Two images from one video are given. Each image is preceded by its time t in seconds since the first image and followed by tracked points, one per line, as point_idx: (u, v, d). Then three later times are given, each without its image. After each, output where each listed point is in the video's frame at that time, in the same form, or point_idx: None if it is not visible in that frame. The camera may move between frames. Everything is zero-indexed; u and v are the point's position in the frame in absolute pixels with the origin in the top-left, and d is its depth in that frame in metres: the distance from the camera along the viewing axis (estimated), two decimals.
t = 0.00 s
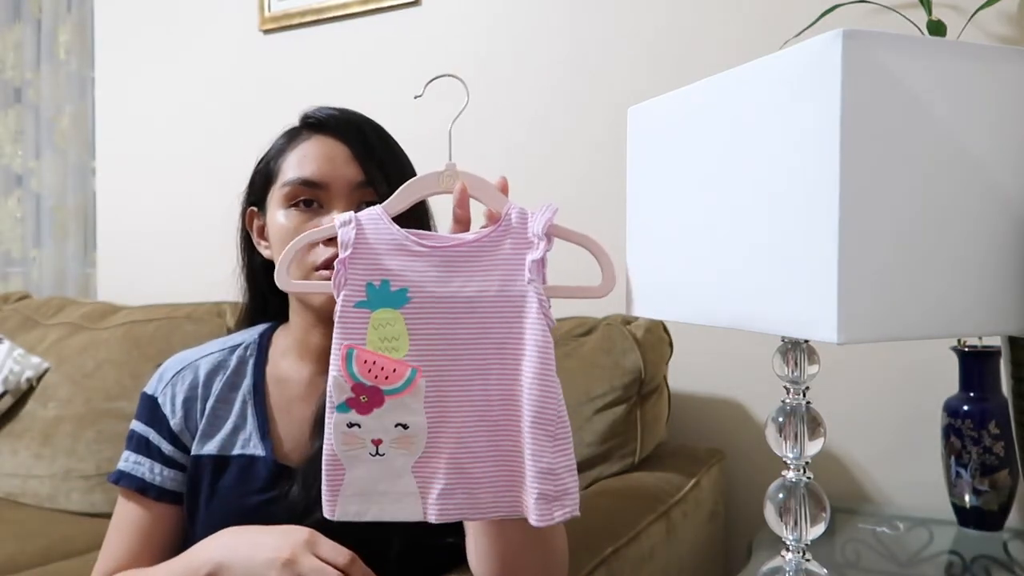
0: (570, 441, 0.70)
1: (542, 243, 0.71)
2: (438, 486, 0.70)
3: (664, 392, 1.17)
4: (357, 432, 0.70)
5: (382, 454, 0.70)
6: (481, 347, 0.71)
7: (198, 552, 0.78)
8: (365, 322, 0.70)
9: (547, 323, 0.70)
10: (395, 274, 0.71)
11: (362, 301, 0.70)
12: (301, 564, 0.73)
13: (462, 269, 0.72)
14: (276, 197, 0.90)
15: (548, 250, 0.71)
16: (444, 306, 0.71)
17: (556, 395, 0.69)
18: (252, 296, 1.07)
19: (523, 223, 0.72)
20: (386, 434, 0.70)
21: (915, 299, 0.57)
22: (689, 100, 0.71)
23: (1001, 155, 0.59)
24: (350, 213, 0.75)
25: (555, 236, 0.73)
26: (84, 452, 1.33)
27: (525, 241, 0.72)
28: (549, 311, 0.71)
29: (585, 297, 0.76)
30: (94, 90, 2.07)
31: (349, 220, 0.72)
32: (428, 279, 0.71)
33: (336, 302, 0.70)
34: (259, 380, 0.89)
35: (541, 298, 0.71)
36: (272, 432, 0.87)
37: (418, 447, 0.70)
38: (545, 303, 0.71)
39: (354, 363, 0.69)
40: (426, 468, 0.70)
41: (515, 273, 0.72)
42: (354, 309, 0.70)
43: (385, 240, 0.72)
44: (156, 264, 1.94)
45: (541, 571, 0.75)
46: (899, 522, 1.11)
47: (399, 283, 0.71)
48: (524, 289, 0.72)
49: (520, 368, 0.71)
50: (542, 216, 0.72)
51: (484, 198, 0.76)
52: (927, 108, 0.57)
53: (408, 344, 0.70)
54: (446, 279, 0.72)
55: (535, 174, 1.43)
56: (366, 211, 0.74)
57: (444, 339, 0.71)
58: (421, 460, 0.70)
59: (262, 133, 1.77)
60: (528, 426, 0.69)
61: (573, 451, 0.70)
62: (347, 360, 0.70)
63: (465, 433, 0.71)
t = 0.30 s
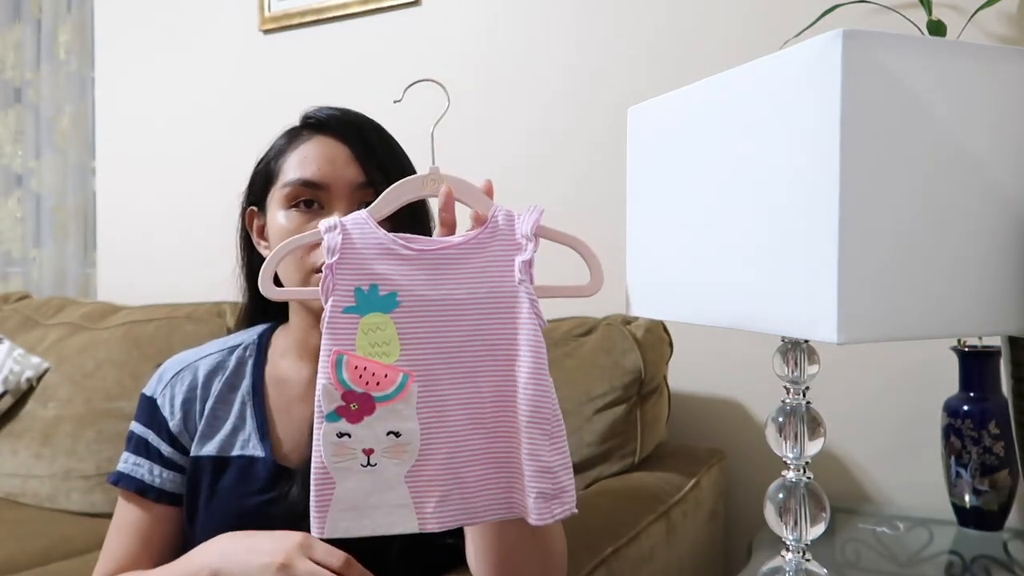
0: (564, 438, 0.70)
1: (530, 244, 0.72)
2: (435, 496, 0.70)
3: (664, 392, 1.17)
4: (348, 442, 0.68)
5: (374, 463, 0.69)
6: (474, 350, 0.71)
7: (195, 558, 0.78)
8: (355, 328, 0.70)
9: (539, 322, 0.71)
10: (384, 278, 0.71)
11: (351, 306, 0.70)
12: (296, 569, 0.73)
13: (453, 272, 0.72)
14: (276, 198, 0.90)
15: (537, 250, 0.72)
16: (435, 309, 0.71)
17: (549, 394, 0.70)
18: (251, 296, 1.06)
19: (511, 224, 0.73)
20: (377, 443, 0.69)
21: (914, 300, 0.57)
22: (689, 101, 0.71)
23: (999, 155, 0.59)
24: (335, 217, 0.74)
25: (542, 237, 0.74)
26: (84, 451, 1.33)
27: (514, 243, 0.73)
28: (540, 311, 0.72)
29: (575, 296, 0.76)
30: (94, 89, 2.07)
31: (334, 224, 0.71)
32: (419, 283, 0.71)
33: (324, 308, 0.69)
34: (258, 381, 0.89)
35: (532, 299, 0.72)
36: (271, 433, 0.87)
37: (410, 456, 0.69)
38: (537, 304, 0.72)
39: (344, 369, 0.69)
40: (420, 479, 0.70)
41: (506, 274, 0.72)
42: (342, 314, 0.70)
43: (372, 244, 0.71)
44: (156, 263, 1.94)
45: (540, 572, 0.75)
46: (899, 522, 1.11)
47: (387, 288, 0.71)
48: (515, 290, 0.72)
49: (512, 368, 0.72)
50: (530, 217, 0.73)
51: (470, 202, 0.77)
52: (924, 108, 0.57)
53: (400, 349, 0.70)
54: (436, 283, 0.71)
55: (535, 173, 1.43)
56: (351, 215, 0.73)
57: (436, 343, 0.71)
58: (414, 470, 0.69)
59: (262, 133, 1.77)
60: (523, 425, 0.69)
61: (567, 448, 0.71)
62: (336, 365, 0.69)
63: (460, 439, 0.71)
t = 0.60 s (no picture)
0: (568, 439, 0.71)
1: (537, 244, 0.72)
2: (438, 494, 0.70)
3: (664, 392, 1.17)
4: (352, 440, 0.68)
5: (378, 461, 0.69)
6: (479, 350, 0.71)
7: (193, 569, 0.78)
8: (361, 326, 0.70)
9: (543, 322, 0.71)
10: (390, 277, 0.71)
11: (357, 305, 0.70)
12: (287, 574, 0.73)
13: (459, 271, 0.72)
14: (275, 199, 0.90)
15: (544, 251, 0.72)
16: (438, 308, 0.71)
17: (555, 395, 0.70)
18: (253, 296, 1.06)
19: (517, 223, 0.73)
20: (382, 441, 0.69)
21: (916, 299, 0.57)
22: (689, 101, 0.71)
23: (1000, 156, 0.59)
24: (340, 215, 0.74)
25: (549, 236, 0.73)
26: (84, 451, 1.33)
27: (520, 243, 0.73)
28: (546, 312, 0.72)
29: (581, 297, 0.76)
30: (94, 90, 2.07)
31: (340, 222, 0.71)
32: (425, 282, 0.71)
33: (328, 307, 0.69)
34: (258, 381, 0.89)
35: (538, 299, 0.72)
36: (271, 433, 0.87)
37: (415, 455, 0.69)
38: (542, 304, 0.72)
39: (350, 366, 0.68)
40: (424, 477, 0.70)
41: (512, 274, 0.72)
42: (348, 313, 0.70)
43: (378, 243, 0.71)
44: (156, 263, 1.94)
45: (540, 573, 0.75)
46: (899, 522, 1.11)
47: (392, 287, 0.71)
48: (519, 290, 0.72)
49: (516, 368, 0.72)
50: (536, 217, 0.73)
51: (476, 200, 0.77)
52: (926, 109, 0.57)
53: (404, 347, 0.70)
54: (442, 282, 0.71)
55: (535, 173, 1.43)
56: (357, 213, 0.73)
57: (441, 343, 0.71)
58: (418, 468, 0.70)
59: (262, 133, 1.77)
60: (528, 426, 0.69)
61: (570, 449, 0.71)
62: (341, 364, 0.68)
63: (465, 437, 0.71)
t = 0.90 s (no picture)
0: (577, 430, 0.71)
1: (550, 240, 0.73)
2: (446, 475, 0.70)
3: (664, 392, 1.17)
4: (364, 417, 0.70)
5: (388, 440, 0.70)
6: (491, 338, 0.72)
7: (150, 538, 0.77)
8: (379, 309, 0.72)
9: (555, 314, 0.72)
10: (410, 265, 0.73)
11: (377, 288, 0.72)
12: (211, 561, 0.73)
13: (475, 263, 0.74)
14: (277, 210, 0.91)
15: (558, 247, 0.73)
16: (454, 297, 0.73)
17: (564, 383, 0.70)
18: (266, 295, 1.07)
19: (533, 221, 0.75)
20: (392, 420, 0.70)
21: (917, 295, 0.57)
22: (689, 101, 0.71)
23: (1002, 156, 0.59)
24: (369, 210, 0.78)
25: (562, 235, 0.74)
26: (84, 451, 1.33)
27: (534, 238, 0.74)
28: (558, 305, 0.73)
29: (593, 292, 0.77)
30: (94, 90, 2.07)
31: (366, 214, 0.75)
32: (442, 272, 0.73)
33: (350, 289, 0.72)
34: (270, 373, 0.89)
35: (550, 292, 0.73)
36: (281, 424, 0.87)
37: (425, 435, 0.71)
38: (554, 297, 0.72)
39: (366, 346, 0.71)
40: (433, 458, 0.71)
41: (525, 267, 0.74)
42: (368, 295, 0.72)
43: (401, 234, 0.75)
44: (156, 263, 1.94)
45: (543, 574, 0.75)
46: (899, 522, 1.11)
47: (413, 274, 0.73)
48: (532, 282, 0.73)
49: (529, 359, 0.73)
50: (551, 217, 0.74)
51: (496, 200, 0.79)
52: (927, 109, 0.57)
53: (420, 332, 0.72)
54: (458, 273, 0.73)
55: (535, 173, 1.43)
56: (384, 208, 0.77)
57: (454, 330, 0.72)
58: (427, 450, 0.71)
59: (262, 133, 1.77)
60: (537, 413, 0.70)
61: (579, 441, 0.71)
62: (358, 343, 0.71)
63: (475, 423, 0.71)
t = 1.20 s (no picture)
0: (581, 423, 0.74)
1: (561, 241, 0.77)
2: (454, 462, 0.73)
3: (664, 392, 1.17)
4: (383, 404, 0.75)
5: (405, 425, 0.75)
6: (501, 332, 0.76)
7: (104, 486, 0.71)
8: (397, 303, 0.77)
9: (564, 311, 0.74)
10: (427, 261, 0.78)
11: (395, 283, 0.77)
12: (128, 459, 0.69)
13: (488, 262, 0.78)
14: (290, 203, 0.92)
15: (568, 249, 0.76)
16: (467, 291, 0.77)
17: (570, 377, 0.73)
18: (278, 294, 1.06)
19: (545, 224, 0.79)
20: (409, 407, 0.75)
21: (918, 295, 0.57)
22: (690, 100, 0.71)
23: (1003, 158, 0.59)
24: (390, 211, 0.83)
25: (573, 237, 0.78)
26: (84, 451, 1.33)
27: (545, 239, 0.78)
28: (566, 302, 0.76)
29: (593, 291, 0.86)
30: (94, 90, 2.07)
31: (388, 214, 0.80)
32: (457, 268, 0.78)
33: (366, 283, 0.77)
34: (279, 368, 0.89)
35: (559, 289, 0.75)
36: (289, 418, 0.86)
37: (437, 422, 0.75)
38: (563, 295, 0.75)
39: (385, 339, 0.76)
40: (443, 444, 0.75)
41: (535, 267, 0.77)
42: (386, 290, 0.77)
43: (420, 232, 0.79)
44: (156, 263, 1.94)
45: None
46: (899, 522, 1.11)
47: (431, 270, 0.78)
48: (543, 280, 0.76)
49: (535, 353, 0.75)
50: (563, 220, 0.77)
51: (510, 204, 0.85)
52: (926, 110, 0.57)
53: (435, 326, 0.77)
54: (472, 269, 0.78)
55: (535, 173, 1.43)
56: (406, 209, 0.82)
57: (466, 324, 0.76)
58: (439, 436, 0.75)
59: (262, 133, 1.77)
60: (544, 405, 0.72)
61: (584, 434, 0.74)
62: (378, 336, 0.76)
63: (483, 415, 0.74)
